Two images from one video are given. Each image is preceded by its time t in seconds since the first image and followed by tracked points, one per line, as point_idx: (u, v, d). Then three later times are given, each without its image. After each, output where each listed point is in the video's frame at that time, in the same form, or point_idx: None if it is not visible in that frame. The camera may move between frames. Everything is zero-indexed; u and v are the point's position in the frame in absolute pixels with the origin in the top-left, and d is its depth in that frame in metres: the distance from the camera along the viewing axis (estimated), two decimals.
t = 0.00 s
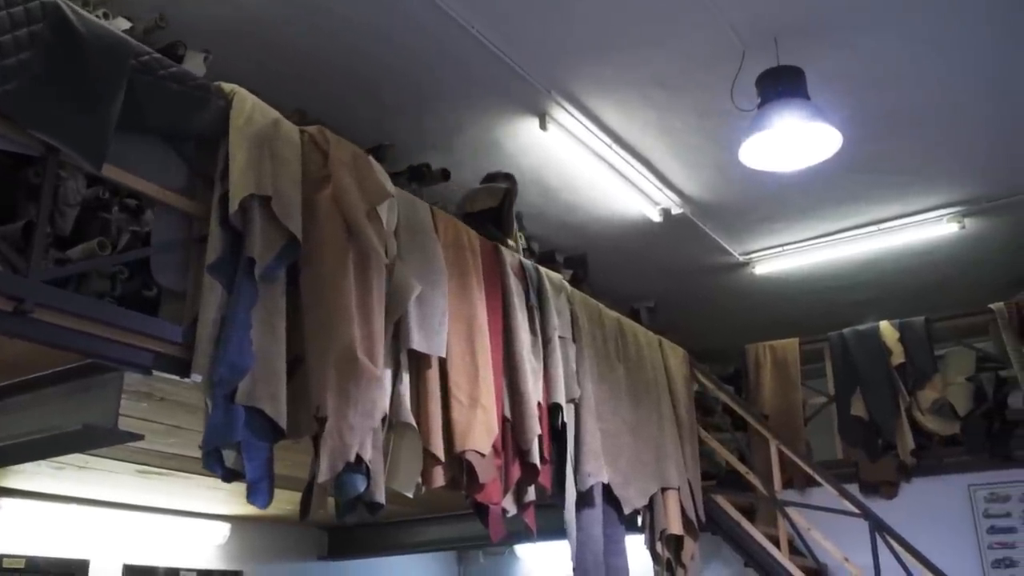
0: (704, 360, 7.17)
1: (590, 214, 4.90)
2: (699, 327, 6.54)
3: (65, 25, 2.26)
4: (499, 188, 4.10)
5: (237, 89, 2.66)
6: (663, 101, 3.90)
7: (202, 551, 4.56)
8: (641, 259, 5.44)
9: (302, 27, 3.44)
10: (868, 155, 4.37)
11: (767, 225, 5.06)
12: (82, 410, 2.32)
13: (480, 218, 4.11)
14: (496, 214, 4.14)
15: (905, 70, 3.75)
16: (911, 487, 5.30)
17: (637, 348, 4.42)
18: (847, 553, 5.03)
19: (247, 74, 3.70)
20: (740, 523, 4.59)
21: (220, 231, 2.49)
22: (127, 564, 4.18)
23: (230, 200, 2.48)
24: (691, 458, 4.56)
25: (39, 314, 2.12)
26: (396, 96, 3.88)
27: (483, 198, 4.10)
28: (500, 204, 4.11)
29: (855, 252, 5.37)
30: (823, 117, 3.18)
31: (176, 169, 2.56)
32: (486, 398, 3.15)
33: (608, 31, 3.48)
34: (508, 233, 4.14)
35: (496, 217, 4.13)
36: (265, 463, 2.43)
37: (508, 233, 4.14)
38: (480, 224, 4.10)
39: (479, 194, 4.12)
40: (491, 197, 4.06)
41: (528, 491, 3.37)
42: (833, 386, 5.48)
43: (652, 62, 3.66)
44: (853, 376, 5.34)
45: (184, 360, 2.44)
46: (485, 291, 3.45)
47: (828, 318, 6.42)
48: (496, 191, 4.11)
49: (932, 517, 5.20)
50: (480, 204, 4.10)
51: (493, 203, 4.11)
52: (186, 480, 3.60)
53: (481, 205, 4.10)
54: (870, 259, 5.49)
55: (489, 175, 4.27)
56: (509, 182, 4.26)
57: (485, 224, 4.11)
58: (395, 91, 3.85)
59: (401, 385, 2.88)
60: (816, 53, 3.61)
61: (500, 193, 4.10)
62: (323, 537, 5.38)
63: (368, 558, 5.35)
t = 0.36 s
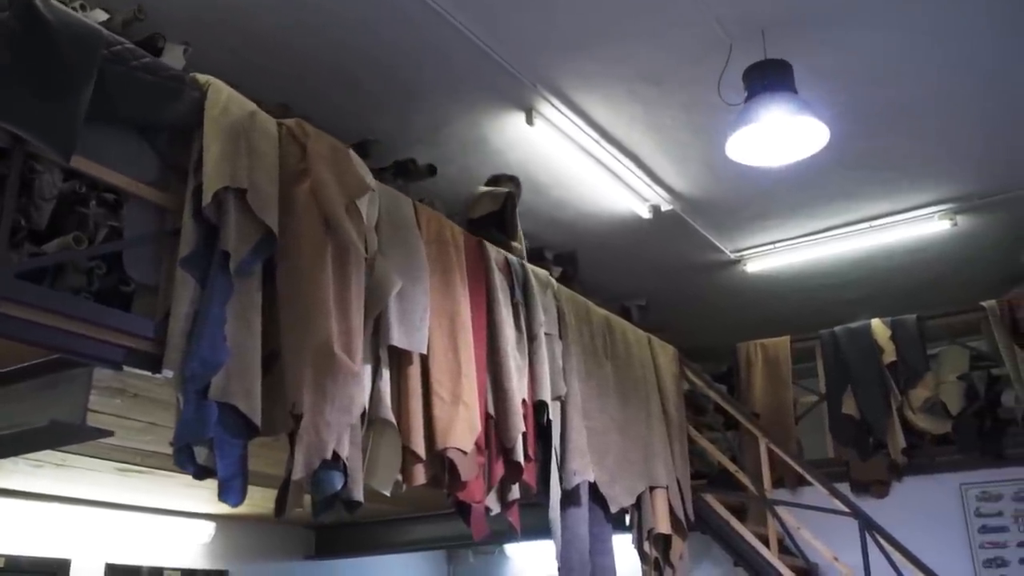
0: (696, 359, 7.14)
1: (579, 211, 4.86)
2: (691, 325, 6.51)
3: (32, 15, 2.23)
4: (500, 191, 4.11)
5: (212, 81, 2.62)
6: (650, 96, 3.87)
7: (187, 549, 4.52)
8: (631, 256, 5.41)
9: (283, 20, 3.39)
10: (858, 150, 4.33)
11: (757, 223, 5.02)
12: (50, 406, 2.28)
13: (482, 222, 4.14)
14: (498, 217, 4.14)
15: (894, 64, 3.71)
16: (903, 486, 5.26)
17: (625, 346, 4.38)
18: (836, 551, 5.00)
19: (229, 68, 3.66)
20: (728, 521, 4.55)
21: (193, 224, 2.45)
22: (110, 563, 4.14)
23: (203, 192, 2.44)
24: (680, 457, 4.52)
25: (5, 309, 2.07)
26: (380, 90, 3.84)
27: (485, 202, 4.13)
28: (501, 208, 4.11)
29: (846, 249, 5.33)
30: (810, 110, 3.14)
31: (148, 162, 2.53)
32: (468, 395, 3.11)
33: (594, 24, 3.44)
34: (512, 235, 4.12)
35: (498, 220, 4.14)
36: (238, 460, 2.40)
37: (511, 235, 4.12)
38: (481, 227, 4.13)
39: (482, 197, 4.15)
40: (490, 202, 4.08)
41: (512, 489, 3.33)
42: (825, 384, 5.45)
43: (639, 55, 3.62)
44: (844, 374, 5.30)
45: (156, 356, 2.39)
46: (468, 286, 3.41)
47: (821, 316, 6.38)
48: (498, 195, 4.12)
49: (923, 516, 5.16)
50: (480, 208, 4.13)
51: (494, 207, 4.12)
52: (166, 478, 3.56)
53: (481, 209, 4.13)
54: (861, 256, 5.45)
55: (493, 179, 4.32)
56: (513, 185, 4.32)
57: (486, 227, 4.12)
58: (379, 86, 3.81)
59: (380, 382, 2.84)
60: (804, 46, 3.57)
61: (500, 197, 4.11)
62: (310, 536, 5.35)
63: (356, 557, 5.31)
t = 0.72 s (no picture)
0: (689, 357, 7.10)
1: (569, 208, 4.82)
2: (683, 323, 6.47)
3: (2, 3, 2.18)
4: (501, 201, 4.16)
5: (188, 71, 2.58)
6: (639, 90, 3.82)
7: (172, 549, 4.49)
8: (622, 254, 5.37)
9: (265, 12, 3.35)
10: (849, 146, 4.29)
11: (749, 219, 4.99)
12: (20, 402, 2.24)
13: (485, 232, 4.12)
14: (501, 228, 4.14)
15: (883, 58, 3.67)
16: (895, 484, 5.23)
17: (614, 343, 4.34)
18: (826, 550, 4.96)
19: (214, 60, 3.62)
20: (719, 521, 4.51)
21: (167, 217, 2.40)
22: (92, 562, 4.11)
23: (178, 184, 2.39)
24: (670, 455, 4.48)
25: None
26: (365, 83, 3.80)
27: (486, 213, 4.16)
28: (502, 218, 4.12)
29: (839, 246, 5.29)
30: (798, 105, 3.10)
31: (123, 153, 2.48)
32: (452, 392, 3.07)
33: (581, 17, 3.39)
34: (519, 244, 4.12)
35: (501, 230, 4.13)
36: (213, 457, 2.35)
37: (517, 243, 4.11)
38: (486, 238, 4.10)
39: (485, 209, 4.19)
40: (491, 209, 4.11)
41: (497, 488, 3.29)
42: (817, 383, 5.42)
43: (627, 49, 3.57)
44: (836, 372, 5.28)
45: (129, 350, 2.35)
46: (453, 282, 3.37)
47: (814, 314, 6.35)
48: (499, 206, 4.16)
49: (914, 516, 5.13)
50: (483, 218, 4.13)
51: (495, 217, 4.14)
52: (149, 477, 3.52)
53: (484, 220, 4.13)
54: (853, 253, 5.42)
55: (499, 189, 4.37)
56: (521, 193, 4.39)
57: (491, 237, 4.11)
58: (364, 79, 3.77)
59: (362, 378, 2.80)
60: (792, 40, 3.53)
61: (501, 206, 4.15)
62: (298, 537, 5.30)
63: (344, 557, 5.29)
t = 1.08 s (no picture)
0: (682, 355, 7.07)
1: (560, 203, 4.78)
2: (676, 320, 6.43)
3: None
4: (506, 210, 4.08)
5: (165, 60, 2.53)
6: (629, 83, 3.78)
7: (158, 547, 4.50)
8: (614, 251, 5.34)
9: (249, 2, 3.31)
10: (842, 141, 4.25)
11: (741, 216, 4.95)
12: None
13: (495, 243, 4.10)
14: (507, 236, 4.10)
15: (876, 52, 3.63)
16: (888, 483, 5.19)
17: (605, 340, 4.29)
18: (819, 549, 4.93)
19: (197, 52, 3.58)
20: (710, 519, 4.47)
21: (143, 208, 2.36)
22: (75, 560, 4.09)
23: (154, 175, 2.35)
24: (661, 453, 4.44)
25: None
26: (352, 76, 3.76)
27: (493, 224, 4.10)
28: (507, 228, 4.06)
29: (833, 243, 5.25)
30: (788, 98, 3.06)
31: (98, 143, 2.44)
32: (437, 387, 3.03)
33: (570, 9, 3.35)
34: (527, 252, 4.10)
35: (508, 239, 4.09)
36: (189, 453, 2.31)
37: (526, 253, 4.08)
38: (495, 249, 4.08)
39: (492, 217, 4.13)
40: (497, 222, 4.05)
41: (483, 485, 3.25)
42: (810, 380, 5.39)
43: (616, 41, 3.53)
44: (829, 370, 5.25)
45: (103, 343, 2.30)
46: (439, 277, 3.32)
47: (808, 312, 6.31)
48: (504, 214, 4.08)
49: (908, 514, 5.09)
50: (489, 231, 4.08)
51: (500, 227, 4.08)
52: (131, 474, 3.50)
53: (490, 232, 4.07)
54: (848, 250, 5.38)
55: (505, 199, 4.45)
56: (526, 200, 4.46)
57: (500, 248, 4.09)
58: (351, 72, 3.73)
59: (344, 374, 2.76)
60: (784, 33, 3.48)
61: (506, 215, 4.07)
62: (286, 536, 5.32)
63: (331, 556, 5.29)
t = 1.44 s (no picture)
0: (676, 352, 7.04)
1: (552, 198, 4.74)
2: (671, 317, 6.40)
3: None
4: (517, 211, 4.32)
5: (143, 45, 2.49)
6: (620, 73, 3.73)
7: (145, 544, 4.51)
8: (607, 247, 5.30)
9: None
10: (836, 134, 4.21)
11: (735, 211, 4.91)
12: None
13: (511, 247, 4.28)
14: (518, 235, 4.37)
15: (869, 42, 3.58)
16: (883, 480, 5.15)
17: (596, 335, 4.25)
18: (812, 546, 4.89)
19: (182, 42, 3.54)
20: (703, 516, 4.43)
21: (118, 196, 2.31)
22: (59, 557, 4.08)
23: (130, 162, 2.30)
24: (653, 449, 4.40)
25: None
26: (339, 67, 3.71)
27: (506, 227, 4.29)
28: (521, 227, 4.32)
29: (827, 238, 5.21)
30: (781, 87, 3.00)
31: (72, 130, 2.40)
32: (422, 381, 2.98)
33: None
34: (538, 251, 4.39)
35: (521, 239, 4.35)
36: (165, 446, 2.26)
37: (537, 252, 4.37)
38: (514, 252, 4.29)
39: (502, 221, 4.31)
40: (513, 220, 4.29)
41: (471, 481, 3.19)
42: (804, 376, 5.36)
43: (607, 31, 3.48)
44: (824, 366, 5.23)
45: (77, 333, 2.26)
46: (426, 270, 3.28)
47: (803, 308, 6.28)
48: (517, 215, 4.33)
49: (902, 511, 5.05)
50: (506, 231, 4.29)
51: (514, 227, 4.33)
52: (115, 470, 3.47)
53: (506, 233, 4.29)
54: (842, 246, 5.34)
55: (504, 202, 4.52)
56: (528, 203, 4.53)
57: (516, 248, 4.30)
58: (338, 63, 3.69)
59: (328, 366, 2.71)
60: (776, 23, 3.44)
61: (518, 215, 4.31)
62: (276, 534, 5.32)
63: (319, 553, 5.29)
